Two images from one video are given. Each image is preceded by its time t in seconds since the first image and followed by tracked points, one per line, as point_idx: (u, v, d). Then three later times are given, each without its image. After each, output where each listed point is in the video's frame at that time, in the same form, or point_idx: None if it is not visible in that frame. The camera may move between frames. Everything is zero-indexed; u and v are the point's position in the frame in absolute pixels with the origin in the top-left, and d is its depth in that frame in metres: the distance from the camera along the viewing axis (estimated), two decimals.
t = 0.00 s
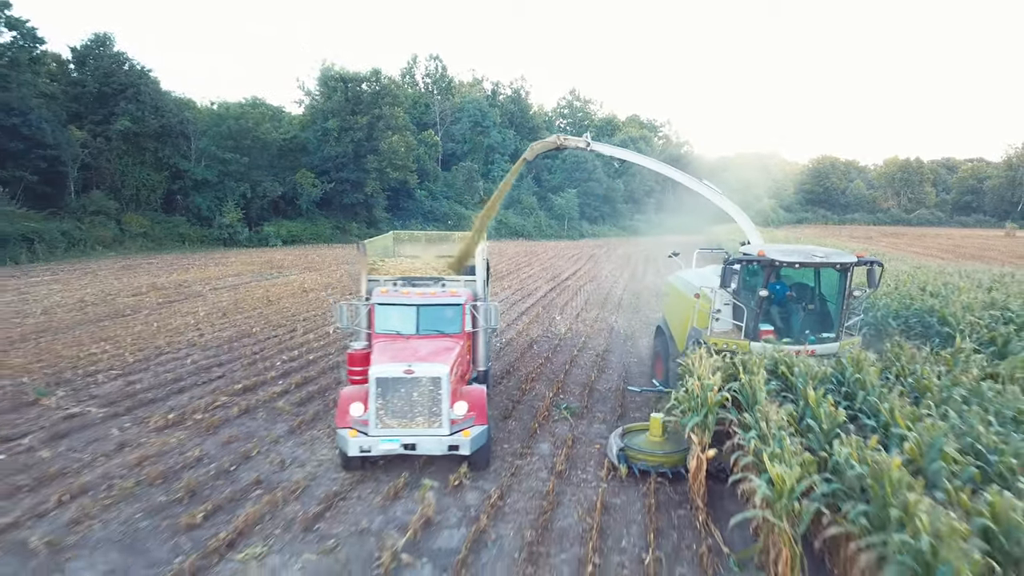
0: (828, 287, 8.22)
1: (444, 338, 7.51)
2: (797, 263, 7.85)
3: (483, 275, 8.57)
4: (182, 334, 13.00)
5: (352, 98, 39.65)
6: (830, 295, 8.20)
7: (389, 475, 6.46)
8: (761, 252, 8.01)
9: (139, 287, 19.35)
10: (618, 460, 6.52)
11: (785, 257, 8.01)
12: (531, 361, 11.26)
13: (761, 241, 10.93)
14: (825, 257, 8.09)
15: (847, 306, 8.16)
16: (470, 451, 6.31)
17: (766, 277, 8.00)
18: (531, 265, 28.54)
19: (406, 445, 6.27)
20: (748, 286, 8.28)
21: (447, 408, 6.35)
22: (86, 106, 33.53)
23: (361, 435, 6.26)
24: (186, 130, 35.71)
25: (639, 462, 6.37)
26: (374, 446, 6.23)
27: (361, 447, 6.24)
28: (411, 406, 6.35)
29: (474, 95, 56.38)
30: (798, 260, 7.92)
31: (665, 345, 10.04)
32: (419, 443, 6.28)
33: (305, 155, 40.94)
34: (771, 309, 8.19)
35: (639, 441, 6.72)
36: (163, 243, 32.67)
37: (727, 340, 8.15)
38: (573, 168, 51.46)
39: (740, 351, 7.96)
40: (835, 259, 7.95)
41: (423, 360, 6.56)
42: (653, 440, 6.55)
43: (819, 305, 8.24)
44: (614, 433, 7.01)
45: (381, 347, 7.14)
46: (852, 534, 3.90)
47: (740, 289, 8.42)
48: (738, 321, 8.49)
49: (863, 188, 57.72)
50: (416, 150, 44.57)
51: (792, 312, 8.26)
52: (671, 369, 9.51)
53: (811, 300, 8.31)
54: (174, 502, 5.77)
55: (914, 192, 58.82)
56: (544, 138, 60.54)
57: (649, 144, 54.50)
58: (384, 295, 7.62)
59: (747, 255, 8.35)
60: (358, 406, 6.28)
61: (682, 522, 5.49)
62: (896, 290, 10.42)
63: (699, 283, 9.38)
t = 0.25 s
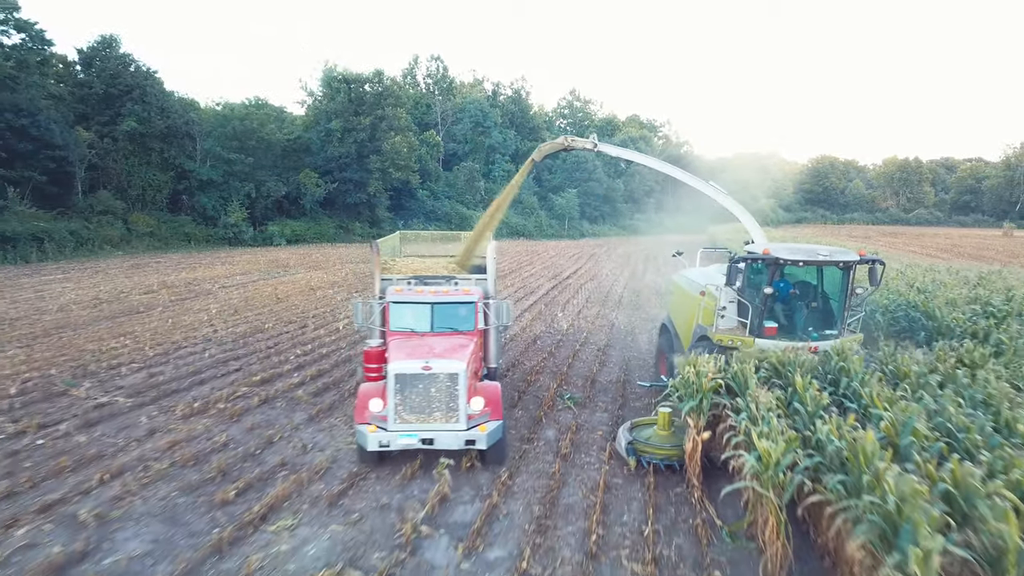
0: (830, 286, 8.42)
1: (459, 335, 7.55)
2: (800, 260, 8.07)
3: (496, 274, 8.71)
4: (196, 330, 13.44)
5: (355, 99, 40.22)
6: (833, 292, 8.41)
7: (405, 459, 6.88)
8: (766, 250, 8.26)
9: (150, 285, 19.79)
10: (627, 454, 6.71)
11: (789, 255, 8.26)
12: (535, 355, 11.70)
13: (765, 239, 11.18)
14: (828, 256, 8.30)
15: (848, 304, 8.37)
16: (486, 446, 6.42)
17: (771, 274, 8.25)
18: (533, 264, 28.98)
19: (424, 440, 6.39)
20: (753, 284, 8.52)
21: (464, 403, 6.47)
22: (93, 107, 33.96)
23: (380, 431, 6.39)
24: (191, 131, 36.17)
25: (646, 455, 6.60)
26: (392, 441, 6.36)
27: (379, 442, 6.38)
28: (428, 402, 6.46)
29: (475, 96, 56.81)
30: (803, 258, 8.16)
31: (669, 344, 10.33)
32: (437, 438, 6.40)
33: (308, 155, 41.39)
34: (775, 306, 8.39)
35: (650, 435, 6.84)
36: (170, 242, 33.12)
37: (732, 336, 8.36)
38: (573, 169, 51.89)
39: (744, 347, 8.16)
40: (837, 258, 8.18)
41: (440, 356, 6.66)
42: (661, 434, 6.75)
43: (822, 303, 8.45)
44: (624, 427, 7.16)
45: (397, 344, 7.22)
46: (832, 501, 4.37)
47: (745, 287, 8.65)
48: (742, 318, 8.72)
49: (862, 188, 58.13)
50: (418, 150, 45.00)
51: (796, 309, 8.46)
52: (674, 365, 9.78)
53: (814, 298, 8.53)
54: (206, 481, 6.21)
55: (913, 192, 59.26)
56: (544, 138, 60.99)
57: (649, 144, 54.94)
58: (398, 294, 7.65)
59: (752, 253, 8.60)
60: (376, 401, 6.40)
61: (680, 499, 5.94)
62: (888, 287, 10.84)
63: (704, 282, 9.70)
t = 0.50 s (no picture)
0: (834, 284, 8.82)
1: (473, 333, 7.75)
2: (806, 259, 8.44)
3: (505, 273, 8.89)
4: (210, 326, 13.87)
5: (358, 99, 40.66)
6: (836, 290, 8.79)
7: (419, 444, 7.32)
8: (771, 249, 8.64)
9: (160, 284, 20.21)
10: (636, 447, 6.85)
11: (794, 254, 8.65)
12: (539, 350, 12.15)
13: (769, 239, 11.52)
14: (831, 255, 8.70)
15: (851, 302, 8.76)
16: (502, 441, 6.64)
17: (777, 273, 8.61)
18: (535, 263, 29.40)
19: (441, 435, 6.60)
20: (757, 283, 8.88)
21: (481, 399, 6.69)
22: (99, 108, 34.37)
23: (399, 426, 6.59)
24: (196, 131, 36.59)
25: (655, 450, 6.73)
26: (411, 435, 6.56)
27: (398, 437, 6.57)
28: (446, 397, 6.69)
29: (476, 97, 57.20)
30: (807, 257, 8.56)
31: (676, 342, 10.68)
32: (455, 433, 6.61)
33: (312, 156, 41.81)
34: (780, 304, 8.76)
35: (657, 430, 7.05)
36: (176, 241, 33.52)
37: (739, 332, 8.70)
38: (574, 169, 52.26)
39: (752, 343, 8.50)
40: (840, 256, 8.58)
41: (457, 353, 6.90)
42: (668, 429, 6.94)
43: (825, 301, 8.83)
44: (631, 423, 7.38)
45: (413, 341, 7.43)
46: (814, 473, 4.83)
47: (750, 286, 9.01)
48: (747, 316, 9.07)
49: (862, 188, 58.45)
50: (420, 151, 45.39)
51: (799, 307, 8.83)
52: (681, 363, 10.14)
53: (816, 297, 8.92)
54: (234, 463, 6.64)
55: (912, 192, 59.61)
56: (545, 138, 61.38)
57: (649, 144, 55.32)
58: (414, 292, 7.85)
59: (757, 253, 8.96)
60: (396, 397, 6.61)
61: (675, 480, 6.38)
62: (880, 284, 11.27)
63: (709, 280, 10.05)
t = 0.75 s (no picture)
0: (836, 282, 9.05)
1: (485, 330, 7.91)
2: (807, 258, 8.68)
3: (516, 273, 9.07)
4: (222, 322, 14.33)
5: (361, 100, 41.26)
6: (838, 288, 9.02)
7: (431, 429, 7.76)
8: (774, 248, 8.93)
9: (169, 282, 20.66)
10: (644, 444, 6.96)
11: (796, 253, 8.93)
12: (542, 344, 12.63)
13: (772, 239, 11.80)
14: (833, 253, 8.94)
15: (853, 298, 9.00)
16: (517, 435, 6.72)
17: (780, 271, 8.90)
18: (537, 262, 29.87)
19: (456, 430, 6.66)
20: (761, 280, 9.16)
21: (495, 394, 6.82)
22: (106, 108, 34.81)
23: (415, 421, 6.65)
24: (201, 132, 37.05)
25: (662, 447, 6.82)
26: (427, 430, 6.62)
27: (414, 432, 6.61)
28: (461, 393, 6.79)
29: (477, 97, 57.64)
30: (809, 255, 8.85)
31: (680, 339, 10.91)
32: (470, 428, 6.68)
33: (315, 156, 42.27)
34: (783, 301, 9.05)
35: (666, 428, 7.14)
36: (182, 241, 33.95)
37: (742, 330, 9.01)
38: (574, 169, 52.64)
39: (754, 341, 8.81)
40: (842, 255, 8.85)
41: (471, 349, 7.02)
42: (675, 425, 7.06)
43: (827, 298, 9.07)
44: (639, 422, 7.47)
45: (427, 338, 7.56)
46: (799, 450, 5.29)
47: (753, 284, 9.31)
48: (750, 313, 9.37)
49: (861, 187, 58.54)
50: (422, 152, 45.83)
51: (802, 304, 9.09)
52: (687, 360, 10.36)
53: (819, 293, 9.20)
54: (257, 447, 7.06)
55: (911, 192, 60.04)
56: (546, 138, 61.83)
57: (648, 145, 55.81)
58: (426, 290, 7.97)
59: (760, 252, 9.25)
60: (412, 393, 6.70)
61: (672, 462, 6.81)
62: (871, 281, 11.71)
63: (713, 279, 10.40)
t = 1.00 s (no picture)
0: (837, 280, 9.15)
1: (497, 328, 8.01)
2: (810, 256, 8.77)
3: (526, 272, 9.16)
4: (233, 318, 14.75)
5: (363, 101, 41.87)
6: (839, 286, 9.12)
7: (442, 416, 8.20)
8: (778, 246, 8.97)
9: (178, 280, 21.10)
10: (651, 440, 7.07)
11: (799, 251, 9.00)
12: (545, 339, 13.06)
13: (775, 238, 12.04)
14: (835, 252, 9.05)
15: (854, 297, 9.10)
16: (530, 432, 6.86)
17: (783, 269, 8.95)
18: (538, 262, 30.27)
19: (471, 425, 6.80)
20: (764, 279, 9.23)
21: (509, 391, 6.94)
22: (111, 109, 35.23)
23: (431, 416, 6.80)
24: (206, 133, 37.47)
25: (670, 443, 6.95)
26: (442, 426, 6.76)
27: (429, 428, 6.77)
28: (476, 389, 6.93)
29: (478, 98, 58.04)
30: (812, 254, 8.91)
31: (682, 336, 10.95)
32: (484, 424, 6.82)
33: (318, 156, 42.68)
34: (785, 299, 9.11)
35: (673, 423, 7.24)
36: (187, 240, 34.35)
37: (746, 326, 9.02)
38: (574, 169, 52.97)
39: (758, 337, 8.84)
40: (844, 253, 8.92)
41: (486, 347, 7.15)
42: (683, 422, 7.17)
43: (829, 296, 9.17)
44: (646, 419, 7.57)
45: (441, 336, 7.68)
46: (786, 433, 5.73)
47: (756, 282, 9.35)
48: (753, 310, 9.39)
49: (859, 187, 58.20)
50: (424, 152, 46.21)
51: (804, 302, 9.17)
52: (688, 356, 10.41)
53: (821, 291, 9.29)
54: (278, 433, 7.47)
55: (910, 193, 60.37)
56: (546, 138, 62.21)
57: (648, 145, 56.20)
58: (440, 289, 8.12)
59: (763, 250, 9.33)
60: (428, 389, 6.84)
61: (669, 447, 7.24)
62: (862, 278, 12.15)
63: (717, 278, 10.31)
